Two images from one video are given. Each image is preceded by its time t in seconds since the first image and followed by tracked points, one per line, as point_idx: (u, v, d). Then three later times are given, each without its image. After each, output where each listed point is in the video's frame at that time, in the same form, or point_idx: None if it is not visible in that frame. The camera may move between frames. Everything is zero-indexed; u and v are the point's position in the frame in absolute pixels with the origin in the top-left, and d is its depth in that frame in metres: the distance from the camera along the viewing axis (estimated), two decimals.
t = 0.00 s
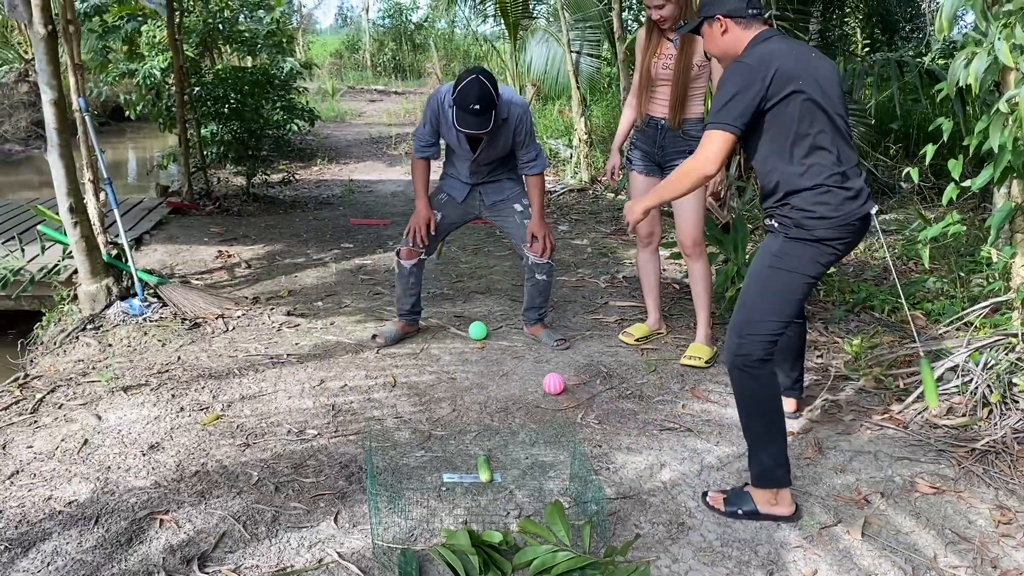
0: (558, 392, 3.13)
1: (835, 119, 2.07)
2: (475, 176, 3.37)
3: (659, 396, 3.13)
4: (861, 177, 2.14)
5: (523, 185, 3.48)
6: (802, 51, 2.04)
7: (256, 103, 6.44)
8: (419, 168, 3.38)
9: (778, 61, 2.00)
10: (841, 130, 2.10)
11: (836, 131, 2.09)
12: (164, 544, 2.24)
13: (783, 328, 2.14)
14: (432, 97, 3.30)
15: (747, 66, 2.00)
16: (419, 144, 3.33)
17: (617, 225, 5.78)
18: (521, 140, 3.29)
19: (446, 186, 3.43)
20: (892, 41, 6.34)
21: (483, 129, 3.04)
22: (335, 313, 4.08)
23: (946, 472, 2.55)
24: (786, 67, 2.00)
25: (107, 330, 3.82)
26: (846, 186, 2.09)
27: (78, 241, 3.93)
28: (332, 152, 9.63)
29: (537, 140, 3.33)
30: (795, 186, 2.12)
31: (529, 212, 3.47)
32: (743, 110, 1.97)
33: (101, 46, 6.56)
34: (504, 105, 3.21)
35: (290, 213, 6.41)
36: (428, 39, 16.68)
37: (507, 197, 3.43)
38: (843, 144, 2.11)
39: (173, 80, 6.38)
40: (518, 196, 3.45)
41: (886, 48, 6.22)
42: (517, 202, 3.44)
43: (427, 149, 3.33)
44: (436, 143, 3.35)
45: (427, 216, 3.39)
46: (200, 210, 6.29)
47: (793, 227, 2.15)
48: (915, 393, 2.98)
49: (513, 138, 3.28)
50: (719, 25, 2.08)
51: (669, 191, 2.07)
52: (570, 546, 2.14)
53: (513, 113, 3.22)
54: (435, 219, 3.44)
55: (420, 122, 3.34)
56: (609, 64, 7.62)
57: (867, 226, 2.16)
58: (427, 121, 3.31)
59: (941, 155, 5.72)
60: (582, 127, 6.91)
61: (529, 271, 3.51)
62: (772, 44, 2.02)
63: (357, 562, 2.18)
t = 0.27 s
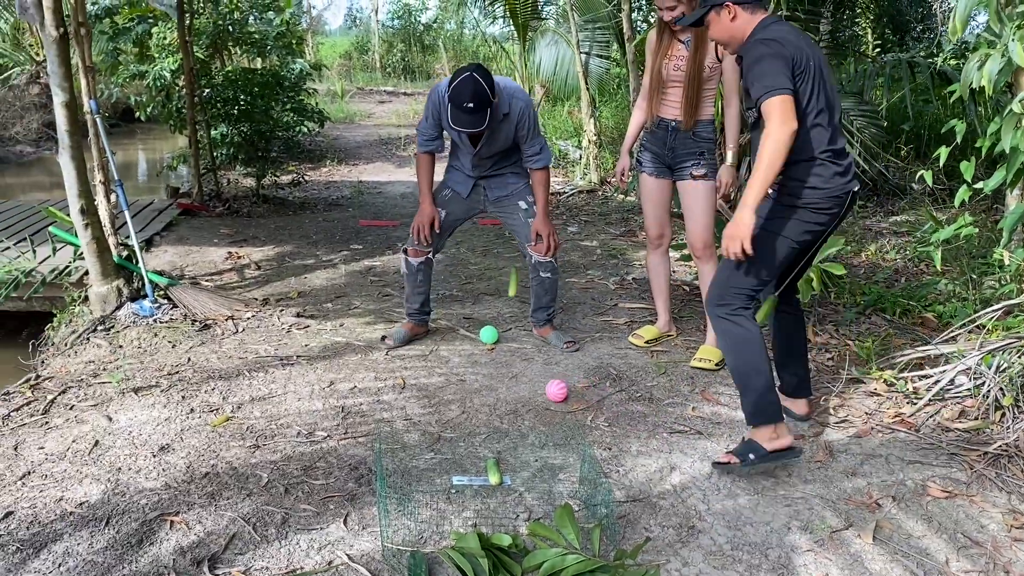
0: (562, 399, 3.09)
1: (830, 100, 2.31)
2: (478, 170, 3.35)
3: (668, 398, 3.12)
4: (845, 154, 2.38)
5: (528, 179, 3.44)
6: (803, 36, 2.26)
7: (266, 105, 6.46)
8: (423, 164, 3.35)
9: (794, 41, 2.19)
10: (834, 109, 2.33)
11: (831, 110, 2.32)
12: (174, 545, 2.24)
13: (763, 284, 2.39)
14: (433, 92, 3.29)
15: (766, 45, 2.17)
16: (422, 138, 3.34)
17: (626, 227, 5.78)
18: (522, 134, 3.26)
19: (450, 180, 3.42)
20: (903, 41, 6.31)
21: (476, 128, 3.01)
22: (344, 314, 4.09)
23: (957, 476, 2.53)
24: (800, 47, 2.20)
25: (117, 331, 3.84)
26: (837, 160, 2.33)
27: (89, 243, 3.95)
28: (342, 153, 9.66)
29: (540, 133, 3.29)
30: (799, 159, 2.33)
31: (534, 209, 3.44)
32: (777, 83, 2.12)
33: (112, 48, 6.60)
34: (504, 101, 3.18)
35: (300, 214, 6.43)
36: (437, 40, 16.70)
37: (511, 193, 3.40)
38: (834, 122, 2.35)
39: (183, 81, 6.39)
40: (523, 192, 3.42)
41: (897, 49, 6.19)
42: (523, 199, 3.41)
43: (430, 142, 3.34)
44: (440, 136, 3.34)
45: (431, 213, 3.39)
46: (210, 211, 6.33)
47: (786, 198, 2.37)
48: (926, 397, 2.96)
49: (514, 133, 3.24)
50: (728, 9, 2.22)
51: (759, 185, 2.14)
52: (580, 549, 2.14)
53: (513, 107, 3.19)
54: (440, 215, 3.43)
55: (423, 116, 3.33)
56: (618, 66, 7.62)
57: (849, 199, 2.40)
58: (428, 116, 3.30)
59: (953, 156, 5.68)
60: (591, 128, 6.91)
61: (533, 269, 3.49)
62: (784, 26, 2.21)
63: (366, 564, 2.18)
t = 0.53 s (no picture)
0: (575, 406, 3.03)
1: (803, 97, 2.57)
2: (482, 171, 3.35)
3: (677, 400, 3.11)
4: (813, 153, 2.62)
5: (533, 174, 3.43)
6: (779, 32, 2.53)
7: (275, 106, 6.48)
8: (428, 168, 3.38)
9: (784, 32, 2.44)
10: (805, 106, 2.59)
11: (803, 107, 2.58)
12: (184, 546, 2.25)
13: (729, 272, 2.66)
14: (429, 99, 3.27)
15: (755, 31, 2.41)
16: (424, 144, 3.34)
17: (635, 227, 5.77)
18: (522, 134, 3.24)
19: (455, 182, 3.43)
20: (912, 41, 6.28)
21: (474, 133, 2.98)
22: (353, 315, 4.10)
23: (968, 478, 2.52)
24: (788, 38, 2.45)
25: (128, 332, 3.86)
26: (807, 153, 2.55)
27: (99, 244, 3.97)
28: (350, 154, 9.69)
29: (541, 129, 3.27)
30: (784, 146, 2.53)
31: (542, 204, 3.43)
32: (783, 60, 2.32)
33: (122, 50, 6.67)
34: (501, 102, 3.16)
35: (308, 215, 6.45)
36: (446, 41, 16.72)
37: (518, 190, 3.40)
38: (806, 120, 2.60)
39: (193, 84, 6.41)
40: (529, 187, 3.41)
41: (907, 48, 6.16)
42: (529, 194, 3.41)
43: (432, 148, 3.34)
44: (440, 141, 3.34)
45: (441, 216, 3.38)
46: (220, 212, 6.36)
47: (764, 190, 2.57)
48: (936, 399, 2.95)
49: (513, 133, 3.22)
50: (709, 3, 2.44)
51: (864, 130, 2.16)
52: (588, 551, 2.13)
53: (510, 109, 3.17)
54: (448, 217, 3.43)
55: (421, 123, 3.33)
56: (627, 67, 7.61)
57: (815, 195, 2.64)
58: (427, 123, 3.29)
59: (964, 157, 5.66)
60: (599, 129, 6.90)
61: (544, 264, 3.49)
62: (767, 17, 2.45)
63: (375, 565, 2.19)
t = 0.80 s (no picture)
0: (588, 412, 3.01)
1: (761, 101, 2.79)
2: (492, 181, 3.35)
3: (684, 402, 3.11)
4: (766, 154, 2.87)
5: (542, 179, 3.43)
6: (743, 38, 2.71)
7: (283, 108, 6.51)
8: (437, 174, 3.37)
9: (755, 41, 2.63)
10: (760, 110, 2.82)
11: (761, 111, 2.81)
12: (192, 547, 2.26)
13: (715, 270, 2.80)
14: (440, 109, 3.25)
15: (738, 38, 2.56)
16: (434, 152, 3.32)
17: (642, 228, 5.77)
18: (533, 149, 3.24)
19: (466, 186, 3.41)
20: (922, 41, 6.25)
21: (485, 159, 2.99)
22: (360, 316, 4.12)
23: (977, 480, 2.51)
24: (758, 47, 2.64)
25: (136, 333, 3.89)
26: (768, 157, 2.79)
27: (109, 246, 4.00)
28: (358, 156, 9.71)
29: (551, 142, 3.27)
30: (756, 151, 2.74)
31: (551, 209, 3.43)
32: (773, 72, 2.49)
33: (131, 52, 6.69)
34: (512, 120, 3.15)
35: (316, 216, 6.47)
36: (453, 42, 16.74)
37: (526, 194, 3.40)
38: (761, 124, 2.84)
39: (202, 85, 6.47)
40: (538, 191, 3.40)
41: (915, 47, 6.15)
42: (538, 198, 3.40)
43: (443, 156, 3.33)
44: (451, 150, 3.33)
45: (450, 219, 3.40)
46: (228, 214, 6.39)
47: (741, 191, 2.74)
48: (945, 400, 2.94)
49: (524, 149, 3.23)
50: (688, 6, 2.55)
51: (789, 165, 2.60)
52: (595, 553, 2.13)
53: (521, 127, 3.17)
54: (458, 220, 3.44)
55: (432, 132, 3.31)
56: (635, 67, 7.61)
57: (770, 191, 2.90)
58: (437, 133, 3.28)
59: (972, 157, 5.63)
60: (606, 130, 6.90)
61: (551, 266, 3.49)
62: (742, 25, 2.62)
63: (383, 567, 2.19)
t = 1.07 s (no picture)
0: (595, 411, 3.04)
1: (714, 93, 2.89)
2: (502, 186, 3.36)
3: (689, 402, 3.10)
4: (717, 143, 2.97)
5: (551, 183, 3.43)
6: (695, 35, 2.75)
7: (289, 109, 6.53)
8: (447, 179, 3.39)
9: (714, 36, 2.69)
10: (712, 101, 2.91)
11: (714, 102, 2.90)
12: (198, 547, 2.27)
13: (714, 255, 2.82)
14: (447, 116, 3.26)
15: (705, 34, 2.61)
16: (442, 159, 3.33)
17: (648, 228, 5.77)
18: (539, 156, 3.25)
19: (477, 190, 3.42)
20: (930, 40, 6.23)
21: (487, 171, 3.01)
22: (366, 316, 4.13)
23: (984, 481, 2.50)
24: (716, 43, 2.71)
25: (143, 334, 3.91)
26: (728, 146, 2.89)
27: (116, 247, 4.02)
28: (364, 156, 9.74)
29: (557, 148, 3.27)
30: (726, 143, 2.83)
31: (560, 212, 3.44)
32: (747, 64, 2.57)
33: (138, 54, 6.71)
34: (517, 128, 3.15)
35: (322, 217, 6.49)
36: (459, 42, 16.77)
37: (536, 196, 3.41)
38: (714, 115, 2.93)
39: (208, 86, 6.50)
40: (547, 195, 3.41)
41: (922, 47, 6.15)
42: (548, 201, 3.41)
43: (451, 162, 3.34)
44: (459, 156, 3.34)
45: (460, 223, 3.42)
46: (235, 215, 6.42)
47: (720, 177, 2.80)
48: (952, 401, 2.93)
49: (530, 156, 3.23)
50: (655, 11, 2.53)
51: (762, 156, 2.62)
52: (601, 553, 2.13)
53: (524, 136, 3.16)
54: (468, 222, 3.45)
55: (439, 138, 3.32)
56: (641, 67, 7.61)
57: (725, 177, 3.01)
58: (444, 140, 3.29)
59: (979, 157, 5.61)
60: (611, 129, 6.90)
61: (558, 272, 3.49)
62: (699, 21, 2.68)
63: (388, 566, 2.20)
